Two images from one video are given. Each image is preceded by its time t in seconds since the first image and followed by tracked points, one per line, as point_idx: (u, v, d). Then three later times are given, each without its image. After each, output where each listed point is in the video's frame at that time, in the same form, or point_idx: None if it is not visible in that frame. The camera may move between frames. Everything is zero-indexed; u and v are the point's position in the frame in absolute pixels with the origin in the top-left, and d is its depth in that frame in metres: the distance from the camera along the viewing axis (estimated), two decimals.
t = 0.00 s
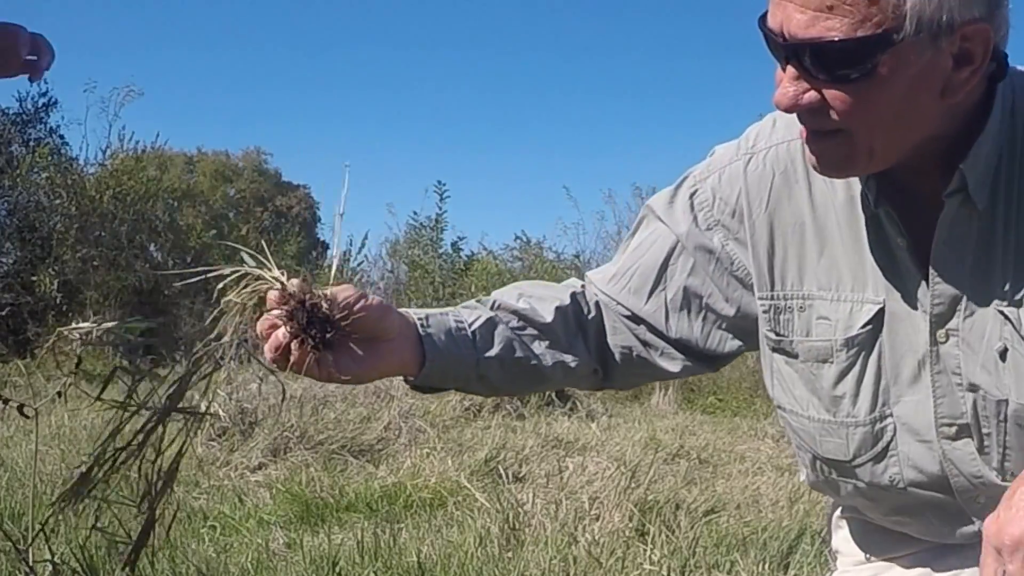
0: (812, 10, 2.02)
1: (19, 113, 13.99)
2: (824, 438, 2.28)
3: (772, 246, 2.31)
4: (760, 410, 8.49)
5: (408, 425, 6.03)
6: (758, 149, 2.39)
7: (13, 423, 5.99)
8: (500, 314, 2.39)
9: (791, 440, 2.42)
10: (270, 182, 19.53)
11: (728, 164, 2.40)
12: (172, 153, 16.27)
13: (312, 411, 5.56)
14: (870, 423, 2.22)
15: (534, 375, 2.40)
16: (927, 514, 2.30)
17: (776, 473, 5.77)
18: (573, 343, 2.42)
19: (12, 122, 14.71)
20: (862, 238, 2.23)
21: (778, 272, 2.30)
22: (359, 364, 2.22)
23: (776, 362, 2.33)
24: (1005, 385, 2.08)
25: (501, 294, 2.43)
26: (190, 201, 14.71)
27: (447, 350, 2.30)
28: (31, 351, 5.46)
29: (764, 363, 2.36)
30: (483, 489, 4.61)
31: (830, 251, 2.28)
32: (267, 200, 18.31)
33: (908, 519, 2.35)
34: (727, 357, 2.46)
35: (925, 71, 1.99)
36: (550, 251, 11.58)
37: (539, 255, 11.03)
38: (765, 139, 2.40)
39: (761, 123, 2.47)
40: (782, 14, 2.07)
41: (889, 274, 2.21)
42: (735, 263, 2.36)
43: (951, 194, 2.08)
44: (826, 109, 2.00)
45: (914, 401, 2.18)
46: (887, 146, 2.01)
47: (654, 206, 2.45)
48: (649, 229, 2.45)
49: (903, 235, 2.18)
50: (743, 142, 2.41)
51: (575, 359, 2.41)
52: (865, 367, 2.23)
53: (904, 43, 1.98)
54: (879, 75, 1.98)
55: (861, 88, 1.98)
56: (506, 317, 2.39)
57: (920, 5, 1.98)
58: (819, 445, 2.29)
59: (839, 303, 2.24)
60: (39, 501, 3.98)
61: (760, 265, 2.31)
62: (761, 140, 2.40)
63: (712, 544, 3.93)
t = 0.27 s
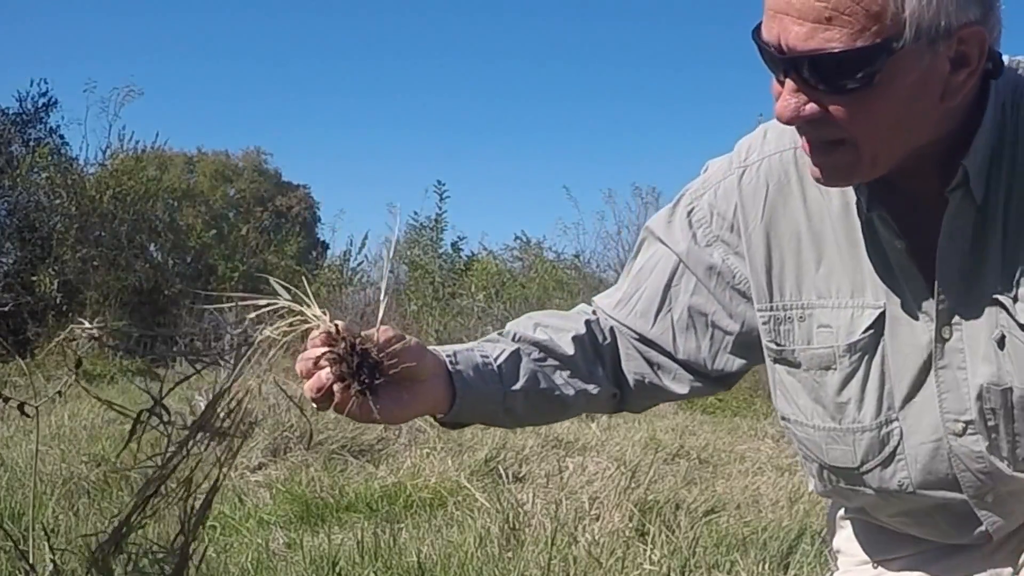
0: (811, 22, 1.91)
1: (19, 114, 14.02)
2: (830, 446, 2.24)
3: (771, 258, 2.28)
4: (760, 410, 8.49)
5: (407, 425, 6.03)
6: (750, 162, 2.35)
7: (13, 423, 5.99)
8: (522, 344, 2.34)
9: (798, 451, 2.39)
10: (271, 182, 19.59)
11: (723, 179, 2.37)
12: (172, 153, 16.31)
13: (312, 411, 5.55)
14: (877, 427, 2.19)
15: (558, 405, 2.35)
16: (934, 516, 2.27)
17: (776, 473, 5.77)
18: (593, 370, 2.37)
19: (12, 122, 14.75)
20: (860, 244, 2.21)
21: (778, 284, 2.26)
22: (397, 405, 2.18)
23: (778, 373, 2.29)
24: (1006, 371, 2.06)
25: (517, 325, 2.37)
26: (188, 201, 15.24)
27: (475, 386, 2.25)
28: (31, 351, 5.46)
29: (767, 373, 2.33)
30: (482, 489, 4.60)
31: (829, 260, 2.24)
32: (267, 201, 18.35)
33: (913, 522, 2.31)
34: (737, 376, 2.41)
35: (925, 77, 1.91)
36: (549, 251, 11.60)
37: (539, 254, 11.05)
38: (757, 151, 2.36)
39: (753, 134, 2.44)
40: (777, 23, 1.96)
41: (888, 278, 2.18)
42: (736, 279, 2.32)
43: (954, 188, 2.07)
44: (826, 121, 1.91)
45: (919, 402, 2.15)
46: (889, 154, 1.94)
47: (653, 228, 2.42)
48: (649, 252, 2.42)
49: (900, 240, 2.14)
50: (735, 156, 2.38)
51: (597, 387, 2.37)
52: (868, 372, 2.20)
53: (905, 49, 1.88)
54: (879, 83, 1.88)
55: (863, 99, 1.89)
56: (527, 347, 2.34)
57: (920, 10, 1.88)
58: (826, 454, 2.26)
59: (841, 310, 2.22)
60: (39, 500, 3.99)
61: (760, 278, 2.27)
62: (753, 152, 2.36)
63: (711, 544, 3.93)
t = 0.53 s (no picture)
0: (799, 32, 1.89)
1: (19, 114, 14.01)
2: (830, 451, 2.25)
3: (765, 268, 2.27)
4: (760, 410, 8.49)
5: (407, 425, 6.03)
6: (740, 172, 2.35)
7: (13, 424, 5.99)
8: (528, 370, 2.33)
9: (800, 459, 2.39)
10: (271, 182, 19.61)
11: (714, 191, 2.37)
12: (173, 154, 16.30)
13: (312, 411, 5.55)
14: (874, 431, 2.19)
15: (568, 429, 2.33)
16: (934, 518, 2.27)
17: (776, 473, 5.77)
18: (599, 390, 2.37)
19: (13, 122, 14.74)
20: (851, 250, 2.20)
21: (772, 293, 2.27)
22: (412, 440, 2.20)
23: (776, 380, 2.31)
24: (993, 368, 2.07)
25: (521, 350, 2.36)
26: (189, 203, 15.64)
27: (483, 413, 2.24)
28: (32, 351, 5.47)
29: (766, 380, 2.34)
30: (482, 489, 4.60)
31: (823, 267, 2.24)
32: (268, 201, 18.35)
33: (912, 524, 2.31)
34: (740, 386, 2.41)
35: (913, 81, 1.91)
36: (549, 252, 11.61)
37: (539, 255, 11.05)
38: (747, 161, 2.36)
39: (742, 144, 2.43)
40: (763, 34, 1.94)
41: (879, 283, 2.18)
42: (732, 289, 2.32)
43: (939, 187, 2.07)
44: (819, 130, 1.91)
45: (916, 404, 2.15)
46: (878, 160, 1.94)
47: (648, 242, 2.42)
48: (645, 266, 2.41)
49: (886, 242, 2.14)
50: (725, 167, 2.38)
51: (605, 407, 2.35)
52: (863, 377, 2.20)
53: (894, 55, 1.88)
54: (870, 90, 1.88)
55: (853, 108, 1.89)
56: (533, 372, 2.33)
57: (908, 16, 1.87)
58: (826, 459, 2.26)
59: (834, 315, 2.22)
60: (39, 500, 3.99)
61: (755, 288, 2.27)
62: (743, 162, 2.35)
63: (712, 544, 3.93)
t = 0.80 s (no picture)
0: (814, 42, 1.87)
1: (19, 113, 14.00)
2: (827, 453, 2.25)
3: (766, 268, 2.27)
4: (760, 410, 8.49)
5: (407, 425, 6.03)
6: (740, 172, 2.35)
7: (13, 424, 5.99)
8: (533, 376, 2.31)
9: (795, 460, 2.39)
10: (271, 181, 19.62)
11: (715, 190, 2.37)
12: (173, 154, 16.29)
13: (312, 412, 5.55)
14: (872, 434, 2.19)
15: (574, 433, 2.33)
16: (932, 518, 2.27)
17: (776, 473, 5.77)
18: (603, 393, 2.36)
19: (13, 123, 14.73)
20: (851, 251, 2.20)
21: (771, 293, 2.26)
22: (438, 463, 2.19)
23: (773, 382, 2.30)
24: (991, 380, 2.08)
25: (523, 355, 2.35)
26: (188, 203, 15.64)
27: (496, 422, 2.23)
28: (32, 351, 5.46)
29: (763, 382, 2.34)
30: (482, 489, 4.59)
31: (822, 267, 2.24)
32: (267, 201, 18.37)
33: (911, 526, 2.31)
34: (740, 387, 2.40)
35: (925, 92, 1.90)
36: (550, 252, 11.61)
37: (539, 254, 11.06)
38: (747, 160, 2.36)
39: (742, 142, 2.43)
40: (776, 43, 1.92)
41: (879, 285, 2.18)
42: (732, 290, 2.31)
43: (941, 197, 2.06)
44: (832, 140, 1.89)
45: (914, 409, 2.15)
46: (889, 170, 1.93)
47: (649, 241, 2.42)
48: (646, 265, 2.41)
49: (889, 249, 2.13)
50: (725, 166, 2.38)
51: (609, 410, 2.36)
52: (862, 380, 2.20)
53: (909, 66, 1.86)
54: (884, 100, 1.86)
55: (867, 118, 1.86)
56: (538, 378, 2.32)
57: (924, 26, 1.85)
58: (822, 461, 2.26)
59: (834, 317, 2.22)
60: (39, 500, 3.99)
61: (754, 288, 2.27)
62: (743, 161, 2.36)
63: (712, 544, 3.93)
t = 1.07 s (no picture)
0: (830, 45, 1.87)
1: (19, 113, 13.99)
2: (829, 455, 2.26)
3: (773, 268, 2.27)
4: (760, 410, 8.49)
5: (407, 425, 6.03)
6: (748, 170, 2.36)
7: (13, 423, 5.99)
8: (554, 380, 2.37)
9: (798, 459, 2.41)
10: (270, 181, 19.61)
11: (722, 189, 2.38)
12: (172, 154, 16.26)
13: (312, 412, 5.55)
14: (875, 437, 2.20)
15: (593, 434, 2.39)
16: (935, 523, 2.27)
17: (776, 473, 5.77)
18: (620, 395, 2.41)
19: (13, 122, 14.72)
20: (858, 252, 2.20)
21: (776, 292, 2.27)
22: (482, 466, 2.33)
23: (778, 383, 2.31)
24: (995, 389, 2.05)
25: (544, 356, 2.39)
26: (189, 203, 15.20)
27: (520, 428, 2.31)
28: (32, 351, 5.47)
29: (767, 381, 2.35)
30: (482, 488, 4.59)
31: (829, 267, 2.23)
32: (267, 201, 18.38)
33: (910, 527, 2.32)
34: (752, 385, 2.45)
35: (940, 95, 1.88)
36: (550, 252, 11.61)
37: (539, 254, 11.06)
38: (755, 158, 2.36)
39: (751, 140, 2.43)
40: (792, 45, 1.92)
41: (884, 287, 2.17)
42: (739, 289, 2.32)
43: (946, 202, 2.06)
44: (843, 143, 1.89)
45: (917, 414, 2.15)
46: (900, 173, 1.93)
47: (658, 241, 2.44)
48: (656, 265, 2.43)
49: (896, 251, 2.13)
50: (733, 165, 2.38)
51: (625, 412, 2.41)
52: (867, 383, 2.20)
53: (926, 71, 1.84)
54: (897, 105, 1.85)
55: (880, 123, 1.86)
56: (559, 381, 2.37)
57: (943, 30, 1.84)
58: (825, 462, 2.28)
59: (839, 319, 2.21)
60: (39, 500, 3.99)
61: (760, 287, 2.28)
62: (750, 160, 2.36)
63: (711, 544, 3.93)
